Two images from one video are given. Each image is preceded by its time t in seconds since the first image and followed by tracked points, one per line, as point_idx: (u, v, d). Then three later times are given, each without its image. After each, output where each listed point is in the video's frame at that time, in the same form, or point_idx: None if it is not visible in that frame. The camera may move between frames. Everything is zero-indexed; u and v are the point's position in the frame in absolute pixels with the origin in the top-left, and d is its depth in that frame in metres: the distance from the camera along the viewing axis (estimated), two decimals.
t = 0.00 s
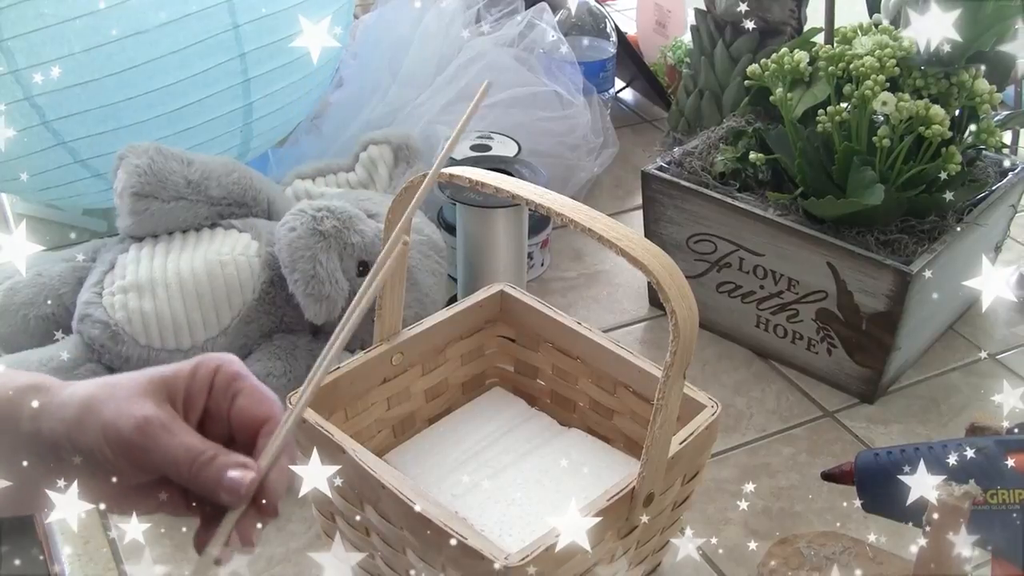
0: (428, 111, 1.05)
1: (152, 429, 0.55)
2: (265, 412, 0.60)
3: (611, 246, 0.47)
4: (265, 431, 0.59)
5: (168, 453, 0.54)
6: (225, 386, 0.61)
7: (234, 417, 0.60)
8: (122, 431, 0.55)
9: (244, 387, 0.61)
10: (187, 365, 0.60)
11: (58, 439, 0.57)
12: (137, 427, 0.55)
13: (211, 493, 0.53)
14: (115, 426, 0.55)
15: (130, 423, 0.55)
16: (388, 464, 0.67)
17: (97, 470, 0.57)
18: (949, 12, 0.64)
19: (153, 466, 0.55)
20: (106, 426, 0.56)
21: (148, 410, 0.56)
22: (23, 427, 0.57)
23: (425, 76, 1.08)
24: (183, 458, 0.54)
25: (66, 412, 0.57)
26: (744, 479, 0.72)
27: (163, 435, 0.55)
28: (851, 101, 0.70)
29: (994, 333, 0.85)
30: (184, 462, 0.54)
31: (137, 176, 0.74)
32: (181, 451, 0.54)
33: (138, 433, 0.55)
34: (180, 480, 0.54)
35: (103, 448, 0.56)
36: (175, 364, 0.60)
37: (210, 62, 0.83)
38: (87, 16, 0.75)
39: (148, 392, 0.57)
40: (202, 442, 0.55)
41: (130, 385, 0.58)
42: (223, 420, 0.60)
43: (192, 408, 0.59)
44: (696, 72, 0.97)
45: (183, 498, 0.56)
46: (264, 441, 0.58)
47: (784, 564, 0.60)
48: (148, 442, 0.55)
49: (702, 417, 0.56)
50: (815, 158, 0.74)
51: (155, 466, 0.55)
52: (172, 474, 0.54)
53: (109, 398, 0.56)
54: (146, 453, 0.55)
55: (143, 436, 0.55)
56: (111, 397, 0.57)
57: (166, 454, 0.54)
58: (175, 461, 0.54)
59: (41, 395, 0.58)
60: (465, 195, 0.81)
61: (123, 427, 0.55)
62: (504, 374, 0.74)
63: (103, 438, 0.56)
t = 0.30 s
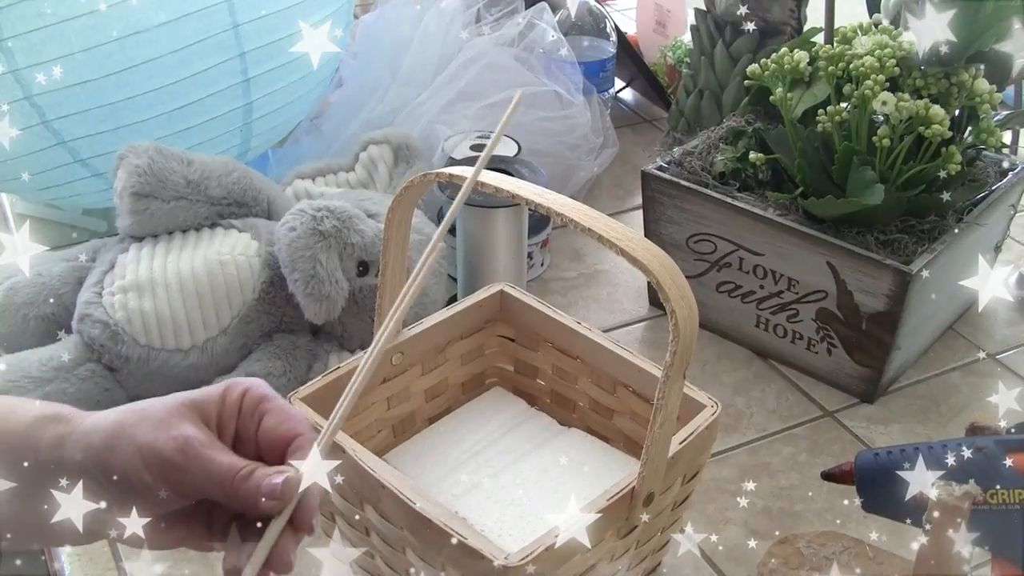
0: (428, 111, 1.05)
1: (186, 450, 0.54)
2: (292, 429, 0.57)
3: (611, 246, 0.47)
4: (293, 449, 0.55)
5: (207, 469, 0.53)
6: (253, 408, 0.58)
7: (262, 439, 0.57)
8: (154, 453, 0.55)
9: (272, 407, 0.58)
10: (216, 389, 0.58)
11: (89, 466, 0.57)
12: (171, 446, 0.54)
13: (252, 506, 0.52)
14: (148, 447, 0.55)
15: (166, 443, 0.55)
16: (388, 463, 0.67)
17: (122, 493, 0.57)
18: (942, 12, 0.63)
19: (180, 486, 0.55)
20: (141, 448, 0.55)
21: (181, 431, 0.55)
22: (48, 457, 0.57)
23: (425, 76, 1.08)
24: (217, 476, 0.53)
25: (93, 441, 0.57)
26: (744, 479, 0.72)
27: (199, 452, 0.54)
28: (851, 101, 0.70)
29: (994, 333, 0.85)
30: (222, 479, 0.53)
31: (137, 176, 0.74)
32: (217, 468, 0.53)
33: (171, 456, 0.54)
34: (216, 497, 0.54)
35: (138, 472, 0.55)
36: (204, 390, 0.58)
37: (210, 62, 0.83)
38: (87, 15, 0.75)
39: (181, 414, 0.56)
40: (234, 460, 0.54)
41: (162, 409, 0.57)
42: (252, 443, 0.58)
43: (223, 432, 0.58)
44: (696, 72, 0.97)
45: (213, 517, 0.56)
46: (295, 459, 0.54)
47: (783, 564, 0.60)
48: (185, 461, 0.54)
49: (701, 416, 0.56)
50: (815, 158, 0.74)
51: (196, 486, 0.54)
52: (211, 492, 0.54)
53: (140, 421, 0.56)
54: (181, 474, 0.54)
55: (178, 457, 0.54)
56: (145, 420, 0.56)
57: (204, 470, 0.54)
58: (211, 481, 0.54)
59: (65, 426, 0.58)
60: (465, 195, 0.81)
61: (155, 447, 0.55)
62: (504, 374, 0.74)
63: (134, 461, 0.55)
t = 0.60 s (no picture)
0: (428, 111, 1.05)
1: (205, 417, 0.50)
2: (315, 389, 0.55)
3: (610, 247, 0.47)
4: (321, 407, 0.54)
5: (222, 431, 0.50)
6: (270, 375, 0.56)
7: (285, 401, 0.56)
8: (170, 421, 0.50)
9: (290, 370, 0.56)
10: (228, 361, 0.56)
11: (101, 452, 0.52)
12: (187, 414, 0.50)
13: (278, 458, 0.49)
14: (162, 417, 0.51)
15: (181, 411, 0.50)
16: (388, 463, 0.67)
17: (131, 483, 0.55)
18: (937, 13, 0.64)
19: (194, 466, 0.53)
20: (155, 421, 0.51)
21: (194, 400, 0.51)
22: (59, 444, 0.52)
23: (424, 76, 1.08)
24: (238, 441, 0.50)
25: (106, 422, 0.52)
26: (744, 480, 0.72)
27: (216, 416, 0.50)
28: (851, 101, 0.70)
29: (994, 334, 0.85)
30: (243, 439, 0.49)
31: (137, 176, 0.74)
32: (232, 428, 0.50)
33: (189, 422, 0.50)
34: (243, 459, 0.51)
35: (154, 448, 0.51)
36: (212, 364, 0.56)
37: (209, 62, 0.83)
38: (87, 15, 0.75)
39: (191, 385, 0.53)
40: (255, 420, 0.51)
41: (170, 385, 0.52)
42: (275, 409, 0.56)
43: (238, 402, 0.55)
44: (695, 72, 0.97)
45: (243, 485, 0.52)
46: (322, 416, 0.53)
47: (783, 564, 0.60)
48: (205, 428, 0.50)
49: (701, 416, 0.56)
50: (815, 158, 0.74)
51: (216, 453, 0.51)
52: (232, 456, 0.51)
53: (149, 396, 0.51)
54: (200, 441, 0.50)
55: (196, 423, 0.50)
56: (152, 394, 0.52)
57: (222, 432, 0.50)
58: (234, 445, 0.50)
59: (74, 409, 0.53)
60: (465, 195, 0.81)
61: (171, 417, 0.50)
62: (504, 374, 0.74)
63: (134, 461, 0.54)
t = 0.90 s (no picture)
0: (428, 111, 1.05)
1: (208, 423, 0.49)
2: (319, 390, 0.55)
3: (610, 247, 0.47)
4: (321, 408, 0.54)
5: (223, 443, 0.49)
6: (274, 374, 0.56)
7: (290, 401, 0.55)
8: (174, 428, 0.48)
9: (294, 369, 0.56)
10: (232, 361, 0.56)
11: (108, 462, 0.46)
12: (185, 420, 0.49)
13: (280, 479, 0.47)
14: (164, 423, 0.48)
15: (180, 416, 0.49)
16: (388, 463, 0.67)
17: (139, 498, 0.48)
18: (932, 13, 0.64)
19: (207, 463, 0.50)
20: (156, 428, 0.48)
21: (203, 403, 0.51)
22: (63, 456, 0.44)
23: (424, 76, 1.08)
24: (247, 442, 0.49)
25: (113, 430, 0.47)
26: (744, 480, 0.72)
27: (216, 424, 0.49)
28: (851, 100, 0.70)
29: (995, 333, 0.85)
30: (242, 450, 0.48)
31: (137, 176, 0.74)
32: (234, 437, 0.48)
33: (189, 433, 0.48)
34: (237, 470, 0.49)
35: (155, 456, 0.48)
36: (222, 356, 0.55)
37: (209, 62, 0.83)
38: (87, 15, 0.75)
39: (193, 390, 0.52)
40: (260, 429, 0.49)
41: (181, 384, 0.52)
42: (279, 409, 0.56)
43: (246, 401, 0.55)
44: (695, 71, 0.97)
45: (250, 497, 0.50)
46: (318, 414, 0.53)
47: (783, 564, 0.60)
48: (201, 434, 0.49)
49: (701, 416, 0.56)
50: (815, 158, 0.74)
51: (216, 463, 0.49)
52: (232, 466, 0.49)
53: (152, 404, 0.50)
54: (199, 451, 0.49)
55: (199, 429, 0.49)
56: (156, 401, 0.50)
57: (223, 445, 0.49)
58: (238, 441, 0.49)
59: (81, 421, 0.46)
60: (465, 194, 0.81)
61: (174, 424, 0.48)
62: (504, 373, 0.74)
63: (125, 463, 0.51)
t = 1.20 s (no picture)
0: (427, 111, 1.05)
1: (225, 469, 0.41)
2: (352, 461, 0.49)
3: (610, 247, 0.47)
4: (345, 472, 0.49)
5: (236, 493, 0.39)
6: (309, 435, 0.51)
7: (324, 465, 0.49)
8: (186, 468, 0.39)
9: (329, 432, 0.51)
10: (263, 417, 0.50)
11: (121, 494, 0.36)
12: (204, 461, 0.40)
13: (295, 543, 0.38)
14: (185, 461, 0.39)
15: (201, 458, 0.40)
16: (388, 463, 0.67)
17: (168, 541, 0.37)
18: (931, 12, 0.64)
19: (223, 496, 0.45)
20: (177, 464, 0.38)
21: (220, 450, 0.42)
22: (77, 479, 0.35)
23: (424, 75, 1.08)
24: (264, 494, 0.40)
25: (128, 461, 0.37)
26: (744, 480, 0.72)
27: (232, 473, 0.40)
28: (851, 100, 0.70)
29: (995, 333, 0.85)
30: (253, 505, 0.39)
31: (137, 176, 0.74)
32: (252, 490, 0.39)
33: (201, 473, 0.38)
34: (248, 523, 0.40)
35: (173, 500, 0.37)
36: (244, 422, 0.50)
37: (209, 61, 0.83)
38: (87, 15, 0.75)
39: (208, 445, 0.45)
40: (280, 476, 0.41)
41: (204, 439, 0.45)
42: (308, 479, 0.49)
43: (270, 457, 0.49)
44: (695, 71, 0.97)
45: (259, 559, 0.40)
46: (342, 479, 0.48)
47: (783, 563, 0.60)
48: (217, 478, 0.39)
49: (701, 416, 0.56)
50: (814, 158, 0.74)
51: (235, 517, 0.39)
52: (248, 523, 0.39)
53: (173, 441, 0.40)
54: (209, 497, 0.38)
55: (214, 472, 0.39)
56: (173, 442, 0.40)
57: (237, 499, 0.39)
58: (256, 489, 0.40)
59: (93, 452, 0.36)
60: (465, 194, 0.81)
61: (190, 464, 0.39)
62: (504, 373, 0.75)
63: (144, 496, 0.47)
